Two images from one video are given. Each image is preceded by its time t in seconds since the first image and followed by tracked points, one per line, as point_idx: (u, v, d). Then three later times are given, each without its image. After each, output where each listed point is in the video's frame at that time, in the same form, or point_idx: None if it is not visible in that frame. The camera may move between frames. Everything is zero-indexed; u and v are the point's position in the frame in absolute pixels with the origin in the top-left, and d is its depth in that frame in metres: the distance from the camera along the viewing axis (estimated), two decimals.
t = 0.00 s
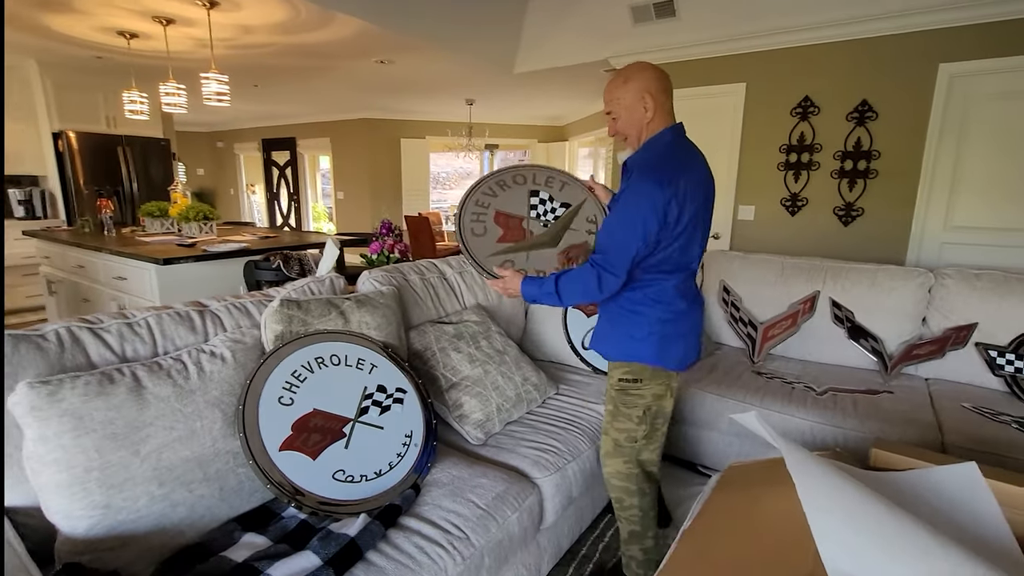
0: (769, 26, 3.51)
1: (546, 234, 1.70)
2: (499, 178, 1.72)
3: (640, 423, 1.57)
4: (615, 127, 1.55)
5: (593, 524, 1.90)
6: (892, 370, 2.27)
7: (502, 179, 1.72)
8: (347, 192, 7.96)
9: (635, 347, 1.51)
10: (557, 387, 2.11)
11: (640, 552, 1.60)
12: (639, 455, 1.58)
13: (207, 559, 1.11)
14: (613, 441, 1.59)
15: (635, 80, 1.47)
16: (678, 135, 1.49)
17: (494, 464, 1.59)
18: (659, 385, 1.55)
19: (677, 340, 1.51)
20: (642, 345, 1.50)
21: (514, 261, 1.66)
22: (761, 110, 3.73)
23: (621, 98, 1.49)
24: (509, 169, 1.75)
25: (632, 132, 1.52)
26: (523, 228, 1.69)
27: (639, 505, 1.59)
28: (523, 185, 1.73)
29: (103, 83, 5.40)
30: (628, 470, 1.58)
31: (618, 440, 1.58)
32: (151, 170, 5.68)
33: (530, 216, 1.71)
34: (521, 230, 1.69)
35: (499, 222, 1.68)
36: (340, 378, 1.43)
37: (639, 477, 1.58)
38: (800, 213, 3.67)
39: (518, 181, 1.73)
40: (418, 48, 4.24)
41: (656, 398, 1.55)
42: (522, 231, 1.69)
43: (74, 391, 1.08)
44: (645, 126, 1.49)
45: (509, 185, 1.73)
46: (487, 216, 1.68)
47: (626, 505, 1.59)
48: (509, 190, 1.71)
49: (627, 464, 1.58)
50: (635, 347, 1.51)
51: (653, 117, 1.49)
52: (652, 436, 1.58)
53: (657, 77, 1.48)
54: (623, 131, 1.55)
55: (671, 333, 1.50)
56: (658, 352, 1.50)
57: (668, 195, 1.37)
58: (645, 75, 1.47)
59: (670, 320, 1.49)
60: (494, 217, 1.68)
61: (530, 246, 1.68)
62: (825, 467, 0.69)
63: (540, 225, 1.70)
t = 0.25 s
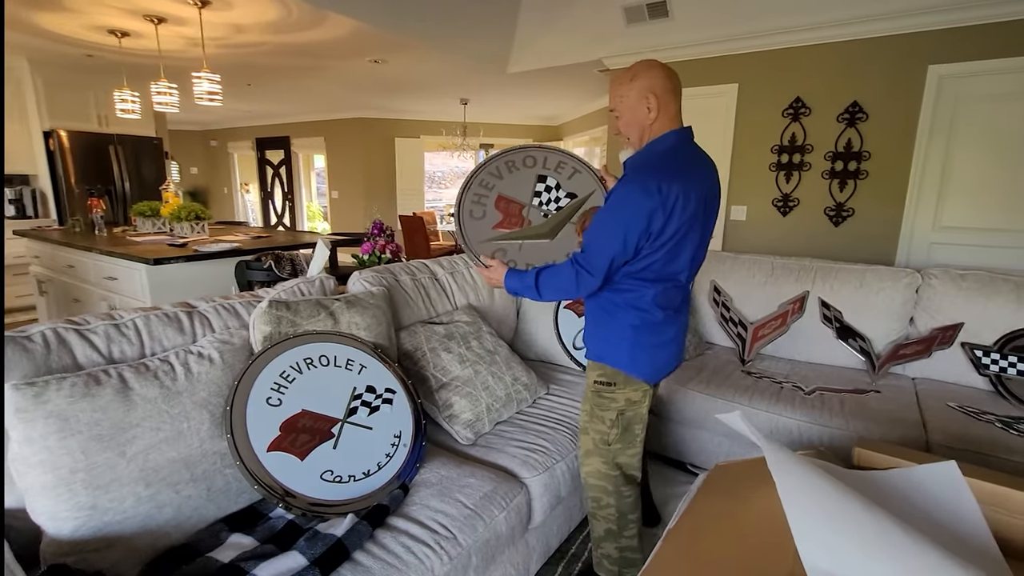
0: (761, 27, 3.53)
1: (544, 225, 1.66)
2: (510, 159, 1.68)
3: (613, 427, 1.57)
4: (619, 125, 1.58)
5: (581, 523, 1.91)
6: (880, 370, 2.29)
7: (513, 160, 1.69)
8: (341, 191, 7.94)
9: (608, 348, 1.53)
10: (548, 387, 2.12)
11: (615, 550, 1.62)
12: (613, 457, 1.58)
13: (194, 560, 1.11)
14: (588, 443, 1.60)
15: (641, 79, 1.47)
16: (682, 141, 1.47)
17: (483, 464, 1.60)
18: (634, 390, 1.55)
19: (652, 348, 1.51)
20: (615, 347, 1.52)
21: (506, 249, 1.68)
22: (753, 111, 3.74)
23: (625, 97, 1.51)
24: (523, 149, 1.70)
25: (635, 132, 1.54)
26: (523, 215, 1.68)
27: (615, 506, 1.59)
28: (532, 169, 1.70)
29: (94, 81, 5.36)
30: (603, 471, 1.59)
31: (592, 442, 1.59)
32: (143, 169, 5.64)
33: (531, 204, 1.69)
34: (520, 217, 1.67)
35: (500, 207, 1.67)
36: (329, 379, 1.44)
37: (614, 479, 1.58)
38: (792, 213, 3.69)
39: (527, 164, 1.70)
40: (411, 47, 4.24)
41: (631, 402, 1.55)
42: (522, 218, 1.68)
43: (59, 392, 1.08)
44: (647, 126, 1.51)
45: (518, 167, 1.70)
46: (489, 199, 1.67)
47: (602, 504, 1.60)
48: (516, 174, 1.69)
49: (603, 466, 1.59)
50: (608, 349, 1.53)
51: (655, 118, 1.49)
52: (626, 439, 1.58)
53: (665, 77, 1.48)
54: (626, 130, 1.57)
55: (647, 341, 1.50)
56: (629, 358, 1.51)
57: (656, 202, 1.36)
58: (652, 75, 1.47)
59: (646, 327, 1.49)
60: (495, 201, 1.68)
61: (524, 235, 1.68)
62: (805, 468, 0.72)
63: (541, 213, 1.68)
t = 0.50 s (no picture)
0: (748, 29, 3.56)
1: (534, 220, 1.69)
2: (504, 152, 1.70)
3: (587, 429, 1.59)
4: (612, 125, 1.58)
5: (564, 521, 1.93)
6: (861, 368, 2.32)
7: (507, 154, 1.71)
8: (333, 191, 7.92)
9: (585, 351, 1.54)
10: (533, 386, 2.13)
11: (592, 548, 1.65)
12: (589, 459, 1.60)
13: (172, 559, 1.12)
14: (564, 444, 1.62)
15: (638, 80, 1.49)
16: (672, 148, 1.48)
17: (465, 462, 1.61)
18: (609, 392, 1.57)
19: (627, 353, 1.52)
20: (591, 350, 1.54)
21: (492, 241, 1.67)
22: (741, 112, 3.77)
23: (620, 97, 1.52)
24: (519, 145, 1.72)
25: (628, 133, 1.55)
26: (512, 209, 1.69)
27: (591, 505, 1.62)
28: (525, 164, 1.71)
29: (83, 79, 5.33)
30: (579, 472, 1.61)
31: (566, 443, 1.62)
32: (133, 167, 5.62)
33: (522, 199, 1.70)
34: (509, 211, 1.69)
35: (490, 199, 1.69)
36: (311, 379, 1.44)
37: (590, 480, 1.60)
38: (779, 214, 3.72)
39: (520, 159, 1.71)
40: (401, 47, 4.24)
41: (605, 404, 1.58)
42: (511, 212, 1.69)
43: (37, 392, 1.09)
44: (641, 128, 1.52)
45: (512, 161, 1.71)
46: (480, 190, 1.68)
47: (579, 503, 1.63)
48: (509, 168, 1.70)
49: (579, 467, 1.61)
50: (584, 351, 1.55)
51: (650, 121, 1.51)
52: (601, 441, 1.60)
53: (661, 81, 1.50)
54: (619, 131, 1.57)
55: (623, 347, 1.52)
56: (603, 362, 1.52)
57: (642, 207, 1.37)
58: (649, 77, 1.49)
59: (622, 332, 1.51)
60: (486, 192, 1.69)
61: (512, 229, 1.68)
62: (774, 467, 0.72)
63: (530, 209, 1.70)
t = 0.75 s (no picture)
0: (738, 30, 3.58)
1: (522, 220, 1.68)
2: (493, 152, 1.69)
3: (574, 429, 1.60)
4: (601, 125, 1.57)
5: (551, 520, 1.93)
6: (848, 367, 2.34)
7: (496, 154, 1.69)
8: (326, 191, 7.90)
9: (572, 352, 1.55)
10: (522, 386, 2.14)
11: (579, 547, 1.65)
12: (575, 459, 1.60)
13: (153, 559, 1.11)
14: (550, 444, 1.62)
15: (630, 81, 1.49)
16: (660, 150, 1.48)
17: (452, 462, 1.61)
18: (596, 393, 1.58)
19: (615, 354, 1.53)
20: (579, 351, 1.54)
21: (481, 241, 1.68)
22: (732, 112, 3.79)
23: (613, 97, 1.51)
24: (508, 144, 1.70)
25: (618, 134, 1.56)
26: (501, 208, 1.69)
27: (577, 505, 1.62)
28: (514, 164, 1.69)
29: (73, 78, 5.30)
30: (566, 471, 1.61)
31: (553, 443, 1.63)
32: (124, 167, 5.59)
33: (511, 199, 1.69)
34: (498, 211, 1.68)
35: (478, 198, 1.68)
36: (296, 379, 1.44)
37: (577, 479, 1.61)
38: (769, 214, 3.74)
39: (509, 159, 1.70)
40: (393, 47, 4.23)
41: (592, 404, 1.58)
42: (499, 212, 1.68)
43: (17, 393, 1.08)
44: (632, 129, 1.53)
45: (501, 161, 1.70)
46: (467, 190, 1.67)
47: (565, 503, 1.63)
48: (498, 168, 1.69)
49: (565, 467, 1.61)
50: (572, 352, 1.55)
51: (641, 123, 1.53)
52: (588, 441, 1.60)
53: (651, 84, 1.52)
54: (608, 132, 1.57)
55: (610, 349, 1.52)
56: (590, 363, 1.53)
57: (630, 209, 1.37)
58: (641, 80, 1.50)
59: (610, 334, 1.51)
60: (474, 192, 1.68)
61: (500, 229, 1.68)
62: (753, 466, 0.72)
63: (519, 209, 1.69)
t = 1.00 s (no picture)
0: (735, 32, 3.60)
1: (519, 223, 1.69)
2: (489, 155, 1.68)
3: (572, 430, 1.61)
4: (601, 129, 1.58)
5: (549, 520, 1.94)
6: (844, 368, 2.35)
7: (492, 157, 1.69)
8: (326, 192, 7.90)
9: (571, 353, 1.56)
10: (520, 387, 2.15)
11: (576, 547, 1.66)
12: (573, 459, 1.61)
13: (152, 559, 1.12)
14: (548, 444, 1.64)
15: (631, 86, 1.50)
16: (658, 154, 1.50)
17: (449, 462, 1.63)
18: (595, 394, 1.58)
19: (614, 356, 1.54)
20: (578, 352, 1.55)
21: (479, 244, 1.69)
22: (729, 114, 3.80)
23: (613, 101, 1.52)
24: (503, 148, 1.69)
25: (618, 137, 1.57)
26: (497, 212, 1.69)
27: (575, 505, 1.63)
28: (510, 167, 1.69)
29: (72, 79, 5.30)
30: (564, 472, 1.62)
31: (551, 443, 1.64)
32: (123, 168, 5.60)
33: (507, 203, 1.69)
34: (495, 214, 1.69)
35: (475, 202, 1.68)
36: (295, 380, 1.45)
37: (575, 479, 1.62)
38: (767, 215, 3.76)
39: (504, 163, 1.70)
40: (392, 48, 4.24)
41: (590, 405, 1.59)
42: (496, 216, 1.69)
43: (17, 394, 1.09)
44: (632, 133, 1.54)
45: (497, 165, 1.70)
46: (464, 194, 1.67)
47: (563, 503, 1.64)
48: (494, 172, 1.69)
49: (563, 467, 1.62)
50: (571, 353, 1.56)
51: (641, 127, 1.54)
52: (586, 442, 1.61)
53: (651, 88, 1.53)
54: (608, 136, 1.58)
55: (609, 350, 1.53)
56: (590, 364, 1.54)
57: (630, 214, 1.38)
58: (641, 84, 1.51)
59: (609, 335, 1.53)
60: (471, 196, 1.68)
61: (497, 233, 1.69)
62: (746, 466, 0.73)
63: (515, 212, 1.70)
